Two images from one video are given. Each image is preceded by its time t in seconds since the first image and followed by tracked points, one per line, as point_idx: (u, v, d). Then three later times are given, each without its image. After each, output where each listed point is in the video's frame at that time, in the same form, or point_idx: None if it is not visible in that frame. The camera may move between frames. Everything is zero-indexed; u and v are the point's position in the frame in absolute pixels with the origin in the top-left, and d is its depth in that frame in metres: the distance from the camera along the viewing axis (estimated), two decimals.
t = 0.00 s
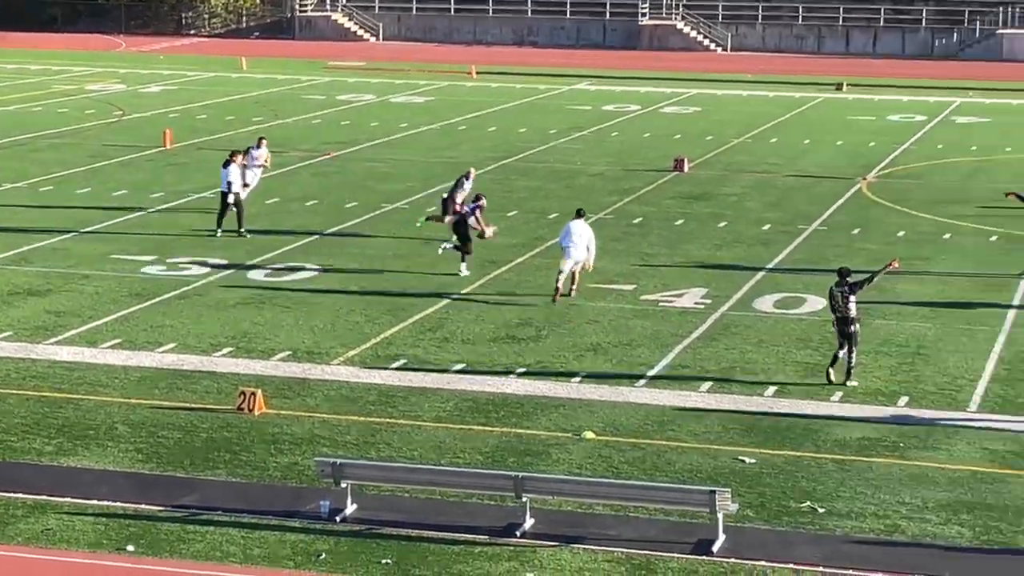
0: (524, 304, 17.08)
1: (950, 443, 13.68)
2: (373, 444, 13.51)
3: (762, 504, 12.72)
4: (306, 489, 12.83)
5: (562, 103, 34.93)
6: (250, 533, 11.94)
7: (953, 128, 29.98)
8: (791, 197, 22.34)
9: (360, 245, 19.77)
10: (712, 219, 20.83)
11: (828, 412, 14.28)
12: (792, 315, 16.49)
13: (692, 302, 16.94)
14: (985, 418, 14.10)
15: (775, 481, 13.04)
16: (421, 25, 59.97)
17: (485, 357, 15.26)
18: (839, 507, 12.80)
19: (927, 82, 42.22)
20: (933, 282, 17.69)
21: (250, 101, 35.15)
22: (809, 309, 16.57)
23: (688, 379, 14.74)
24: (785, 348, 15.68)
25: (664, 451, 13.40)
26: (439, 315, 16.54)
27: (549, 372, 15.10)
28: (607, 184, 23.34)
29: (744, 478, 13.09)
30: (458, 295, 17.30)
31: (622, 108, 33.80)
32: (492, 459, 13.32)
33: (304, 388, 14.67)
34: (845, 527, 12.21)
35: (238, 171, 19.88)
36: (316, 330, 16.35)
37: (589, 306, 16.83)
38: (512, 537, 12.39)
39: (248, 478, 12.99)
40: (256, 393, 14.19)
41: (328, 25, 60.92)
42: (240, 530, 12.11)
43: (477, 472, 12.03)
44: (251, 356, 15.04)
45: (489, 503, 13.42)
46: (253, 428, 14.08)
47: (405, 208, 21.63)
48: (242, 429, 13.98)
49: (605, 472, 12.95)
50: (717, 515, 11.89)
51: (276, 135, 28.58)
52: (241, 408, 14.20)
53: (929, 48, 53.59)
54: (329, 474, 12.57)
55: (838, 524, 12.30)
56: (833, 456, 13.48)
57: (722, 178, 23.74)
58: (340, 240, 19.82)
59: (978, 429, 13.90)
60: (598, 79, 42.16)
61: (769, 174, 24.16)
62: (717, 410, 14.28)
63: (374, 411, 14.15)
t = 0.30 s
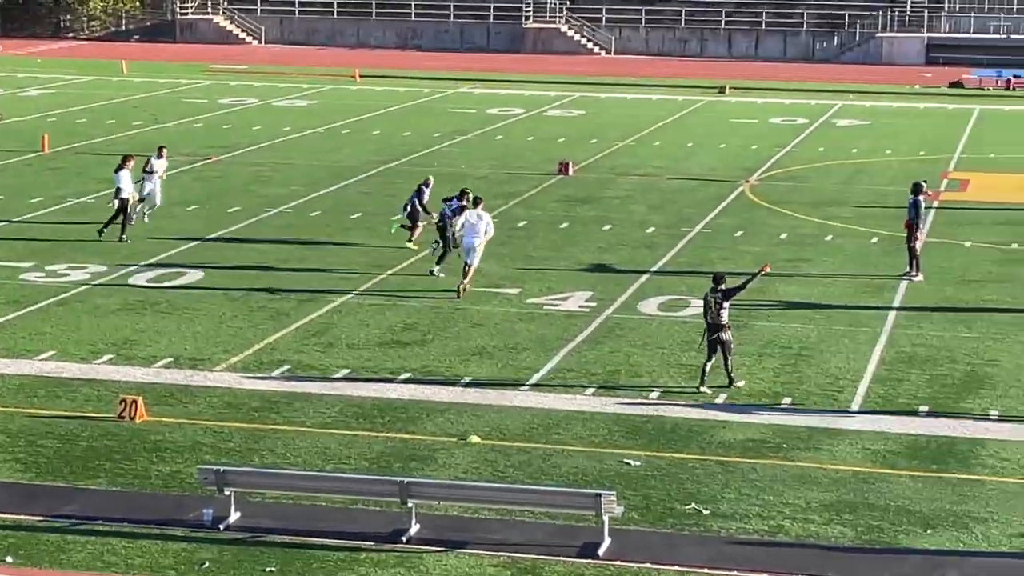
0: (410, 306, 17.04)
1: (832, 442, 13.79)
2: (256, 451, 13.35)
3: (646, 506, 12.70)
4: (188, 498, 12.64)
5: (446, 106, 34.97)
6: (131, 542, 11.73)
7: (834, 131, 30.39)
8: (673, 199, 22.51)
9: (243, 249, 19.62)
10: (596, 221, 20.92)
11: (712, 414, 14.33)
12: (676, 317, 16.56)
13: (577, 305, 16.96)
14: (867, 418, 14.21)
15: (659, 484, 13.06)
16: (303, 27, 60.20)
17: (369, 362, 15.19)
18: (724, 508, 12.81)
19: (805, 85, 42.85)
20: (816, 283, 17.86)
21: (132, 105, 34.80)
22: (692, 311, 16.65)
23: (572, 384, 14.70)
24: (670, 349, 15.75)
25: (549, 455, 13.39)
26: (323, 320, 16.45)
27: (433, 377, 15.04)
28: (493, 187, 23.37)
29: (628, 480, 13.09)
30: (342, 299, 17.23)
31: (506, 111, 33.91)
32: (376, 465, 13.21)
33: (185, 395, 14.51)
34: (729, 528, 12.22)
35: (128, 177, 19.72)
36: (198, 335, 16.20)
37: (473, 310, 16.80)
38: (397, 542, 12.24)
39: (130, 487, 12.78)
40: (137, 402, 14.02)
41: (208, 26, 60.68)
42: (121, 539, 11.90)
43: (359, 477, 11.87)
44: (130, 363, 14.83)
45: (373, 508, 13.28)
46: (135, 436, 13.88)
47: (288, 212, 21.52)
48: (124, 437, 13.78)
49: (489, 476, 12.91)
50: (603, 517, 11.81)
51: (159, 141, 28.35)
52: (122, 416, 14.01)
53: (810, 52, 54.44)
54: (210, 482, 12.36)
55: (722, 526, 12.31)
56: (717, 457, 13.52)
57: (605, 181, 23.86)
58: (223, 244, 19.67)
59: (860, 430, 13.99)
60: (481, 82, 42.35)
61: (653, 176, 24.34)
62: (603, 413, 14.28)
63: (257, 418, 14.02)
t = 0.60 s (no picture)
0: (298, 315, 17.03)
1: (717, 445, 13.90)
2: (142, 463, 13.20)
3: (535, 511, 12.71)
4: (73, 511, 12.48)
5: (331, 114, 34.98)
6: (13, 556, 11.56)
7: (720, 136, 30.78)
8: (558, 204, 22.66)
9: (128, 260, 19.47)
10: (483, 228, 21.02)
11: (599, 418, 14.39)
12: (563, 322, 16.66)
13: (464, 311, 16.99)
14: (752, 421, 14.33)
15: (547, 489, 13.09)
16: (185, 36, 61.55)
17: (256, 371, 15.14)
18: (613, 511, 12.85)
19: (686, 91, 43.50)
20: (701, 286, 18.03)
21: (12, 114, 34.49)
22: (577, 317, 16.76)
23: (459, 391, 14.72)
24: (556, 354, 15.83)
25: (437, 462, 13.38)
26: (208, 330, 16.37)
27: (322, 387, 15.01)
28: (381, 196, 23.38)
29: (517, 486, 13.10)
30: (228, 308, 17.17)
31: (391, 118, 33.98)
32: (264, 475, 13.12)
33: (69, 407, 14.37)
34: (616, 532, 12.26)
35: (23, 187, 19.65)
36: (81, 346, 16.06)
37: (360, 318, 16.79)
38: (285, 552, 12.10)
39: (14, 501, 12.59)
40: (19, 414, 13.83)
41: (90, 36, 61.77)
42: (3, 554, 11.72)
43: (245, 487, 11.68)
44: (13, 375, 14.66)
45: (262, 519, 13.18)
46: (17, 448, 13.69)
47: (172, 222, 21.41)
48: (6, 450, 13.59)
49: (377, 483, 12.89)
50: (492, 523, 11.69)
51: (39, 150, 28.10)
52: (4, 429, 13.81)
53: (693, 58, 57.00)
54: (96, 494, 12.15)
55: (610, 529, 12.35)
56: (604, 462, 13.58)
57: (492, 187, 24.00)
58: (107, 254, 19.53)
59: (744, 432, 14.11)
60: (365, 89, 42.52)
61: (538, 182, 24.48)
62: (490, 419, 14.30)
63: (143, 429, 13.89)
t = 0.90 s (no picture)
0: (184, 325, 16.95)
1: (605, 449, 13.94)
2: (24, 476, 12.90)
3: (424, 518, 12.64)
4: None
5: (217, 122, 34.75)
6: None
7: (605, 140, 31.05)
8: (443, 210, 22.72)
9: (10, 272, 19.24)
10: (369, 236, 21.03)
11: (488, 424, 14.38)
12: (449, 329, 16.67)
13: (351, 319, 16.99)
14: (639, 424, 14.38)
15: (437, 495, 13.04)
16: (65, 45, 61.47)
17: (142, 383, 15.02)
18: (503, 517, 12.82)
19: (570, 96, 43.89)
20: (587, 290, 18.11)
21: None
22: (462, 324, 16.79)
23: (346, 399, 14.67)
24: (442, 361, 15.83)
25: (325, 471, 13.28)
26: (91, 342, 16.21)
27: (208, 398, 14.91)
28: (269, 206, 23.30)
29: (406, 493, 13.03)
30: (112, 319, 17.04)
31: (276, 126, 33.88)
32: (150, 487, 12.94)
33: None
34: (506, 537, 12.22)
35: None
36: None
37: (246, 327, 16.73)
38: (171, 565, 11.93)
39: None
40: None
41: None
42: None
43: (130, 499, 11.37)
44: None
45: (149, 531, 12.99)
46: None
47: (53, 233, 21.20)
48: None
49: (265, 493, 12.76)
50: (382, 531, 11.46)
51: None
52: None
53: (576, 63, 58.36)
54: None
55: (499, 535, 12.30)
56: (492, 468, 13.57)
57: (378, 194, 24.03)
58: None
59: (635, 436, 14.15)
60: (249, 97, 42.36)
61: (423, 189, 24.51)
62: (378, 428, 14.24)
63: (26, 442, 13.63)
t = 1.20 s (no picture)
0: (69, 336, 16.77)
1: (496, 453, 13.91)
2: None
3: (316, 527, 12.49)
4: None
5: (100, 131, 34.35)
6: None
7: (492, 144, 31.20)
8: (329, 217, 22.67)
9: None
10: (256, 243, 20.93)
11: (379, 431, 14.32)
12: (338, 336, 16.62)
13: (239, 328, 16.91)
14: (529, 429, 14.36)
15: (328, 503, 12.91)
16: None
17: (27, 397, 14.80)
18: (394, 524, 12.72)
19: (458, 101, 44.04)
20: (473, 295, 18.11)
21: None
22: (350, 331, 16.75)
23: (236, 408, 14.57)
24: (331, 369, 15.78)
25: (214, 482, 13.12)
26: None
27: (96, 410, 14.76)
28: (156, 216, 23.07)
29: (297, 502, 12.89)
30: None
31: (161, 134, 33.64)
32: (36, 501, 12.67)
33: None
34: (398, 544, 12.11)
35: None
36: None
37: (132, 338, 16.58)
38: None
39: None
40: None
41: None
42: None
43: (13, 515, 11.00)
44: None
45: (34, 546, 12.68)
46: None
47: None
48: None
49: (154, 505, 12.55)
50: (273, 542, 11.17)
51: None
52: None
53: (462, 67, 59.65)
54: None
55: (391, 542, 12.18)
56: (382, 475, 13.48)
57: (264, 202, 23.93)
58: None
59: (527, 440, 14.14)
60: (133, 105, 42.03)
61: (308, 196, 24.42)
62: (268, 437, 14.14)
63: None
